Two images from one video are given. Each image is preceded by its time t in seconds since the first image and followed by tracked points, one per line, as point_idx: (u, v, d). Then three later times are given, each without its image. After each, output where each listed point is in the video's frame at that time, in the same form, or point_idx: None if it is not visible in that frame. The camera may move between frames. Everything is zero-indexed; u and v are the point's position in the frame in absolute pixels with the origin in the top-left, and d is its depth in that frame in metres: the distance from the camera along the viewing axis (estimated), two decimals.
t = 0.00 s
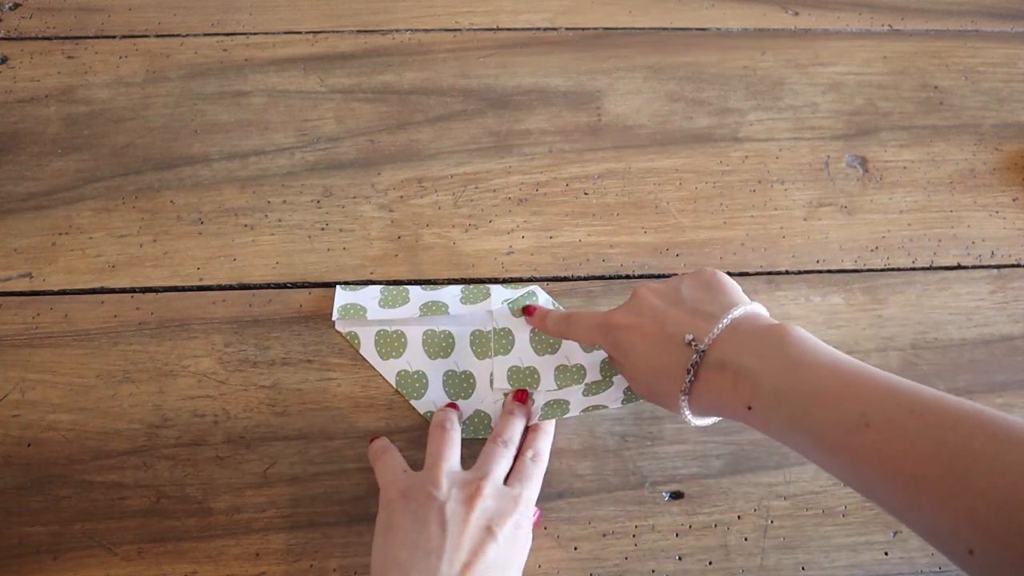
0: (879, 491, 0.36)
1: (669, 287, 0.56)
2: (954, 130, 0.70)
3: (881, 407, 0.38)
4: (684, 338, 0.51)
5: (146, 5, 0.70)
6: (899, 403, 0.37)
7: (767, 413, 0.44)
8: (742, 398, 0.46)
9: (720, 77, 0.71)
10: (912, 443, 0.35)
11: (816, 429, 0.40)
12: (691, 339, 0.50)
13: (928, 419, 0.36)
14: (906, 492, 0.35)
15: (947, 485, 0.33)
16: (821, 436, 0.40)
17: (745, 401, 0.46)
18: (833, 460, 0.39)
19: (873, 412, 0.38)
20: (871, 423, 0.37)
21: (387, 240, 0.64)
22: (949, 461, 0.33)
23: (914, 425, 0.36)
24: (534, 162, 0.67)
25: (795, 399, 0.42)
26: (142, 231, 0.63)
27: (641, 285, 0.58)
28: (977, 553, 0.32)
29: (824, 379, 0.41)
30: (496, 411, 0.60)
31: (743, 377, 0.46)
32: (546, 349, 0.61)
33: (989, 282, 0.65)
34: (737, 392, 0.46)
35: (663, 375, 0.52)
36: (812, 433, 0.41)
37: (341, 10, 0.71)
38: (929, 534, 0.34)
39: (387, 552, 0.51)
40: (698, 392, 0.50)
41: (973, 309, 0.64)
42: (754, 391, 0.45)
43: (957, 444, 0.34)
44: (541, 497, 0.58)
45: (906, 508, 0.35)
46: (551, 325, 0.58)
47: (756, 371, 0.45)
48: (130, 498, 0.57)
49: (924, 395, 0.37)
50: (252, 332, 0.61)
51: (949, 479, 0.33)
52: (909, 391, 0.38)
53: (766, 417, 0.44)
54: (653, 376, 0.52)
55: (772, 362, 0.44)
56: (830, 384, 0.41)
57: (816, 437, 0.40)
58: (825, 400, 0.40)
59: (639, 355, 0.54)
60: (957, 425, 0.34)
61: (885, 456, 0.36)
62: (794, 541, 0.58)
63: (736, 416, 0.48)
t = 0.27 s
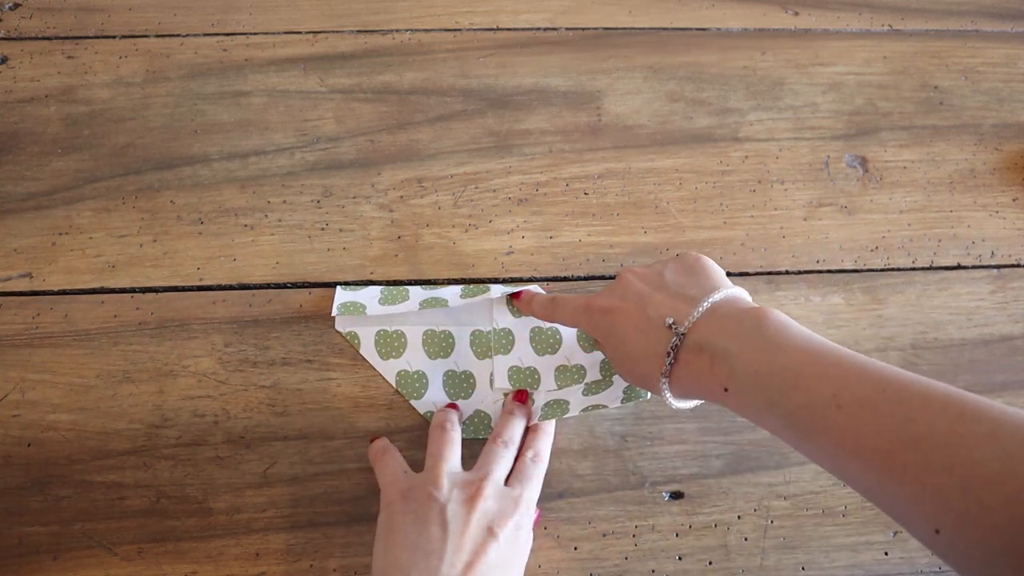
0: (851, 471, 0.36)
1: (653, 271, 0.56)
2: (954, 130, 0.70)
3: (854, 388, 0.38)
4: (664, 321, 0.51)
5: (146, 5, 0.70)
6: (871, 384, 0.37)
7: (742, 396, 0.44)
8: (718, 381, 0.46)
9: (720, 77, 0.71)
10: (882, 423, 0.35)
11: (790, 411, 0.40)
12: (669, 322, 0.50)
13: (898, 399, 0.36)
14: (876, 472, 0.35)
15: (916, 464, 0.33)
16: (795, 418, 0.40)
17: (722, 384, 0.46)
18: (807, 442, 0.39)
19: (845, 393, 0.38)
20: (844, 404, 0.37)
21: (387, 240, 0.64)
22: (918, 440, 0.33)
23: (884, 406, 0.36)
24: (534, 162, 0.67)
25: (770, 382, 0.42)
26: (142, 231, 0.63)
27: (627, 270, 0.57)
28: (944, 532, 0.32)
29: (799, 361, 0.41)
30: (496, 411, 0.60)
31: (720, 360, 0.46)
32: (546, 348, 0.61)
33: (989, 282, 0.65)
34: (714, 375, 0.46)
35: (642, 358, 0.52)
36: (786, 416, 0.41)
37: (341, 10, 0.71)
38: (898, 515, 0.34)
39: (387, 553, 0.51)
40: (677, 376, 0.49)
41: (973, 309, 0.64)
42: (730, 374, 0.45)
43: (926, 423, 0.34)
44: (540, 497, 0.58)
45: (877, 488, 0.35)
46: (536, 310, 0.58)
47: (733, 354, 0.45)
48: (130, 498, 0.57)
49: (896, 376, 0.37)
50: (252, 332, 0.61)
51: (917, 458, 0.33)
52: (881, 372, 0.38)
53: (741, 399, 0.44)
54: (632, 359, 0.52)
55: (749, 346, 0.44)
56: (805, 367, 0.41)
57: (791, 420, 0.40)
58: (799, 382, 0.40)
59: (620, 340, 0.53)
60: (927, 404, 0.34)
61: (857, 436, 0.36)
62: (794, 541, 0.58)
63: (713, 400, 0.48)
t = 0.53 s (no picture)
0: (850, 469, 0.36)
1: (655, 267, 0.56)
2: (954, 130, 0.70)
3: (852, 386, 0.38)
4: (665, 317, 0.51)
5: (146, 5, 0.70)
6: (870, 381, 0.37)
7: (743, 393, 0.44)
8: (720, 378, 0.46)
9: (720, 77, 0.71)
10: (881, 421, 0.35)
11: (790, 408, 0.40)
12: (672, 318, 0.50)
13: (897, 395, 0.35)
14: (875, 470, 0.35)
15: (914, 462, 0.33)
16: (795, 416, 0.40)
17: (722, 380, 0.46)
18: (807, 439, 0.39)
19: (844, 390, 0.38)
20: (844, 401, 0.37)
21: (387, 240, 0.64)
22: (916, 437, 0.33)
23: (884, 403, 0.36)
24: (534, 162, 0.67)
25: (770, 379, 0.42)
26: (142, 231, 0.63)
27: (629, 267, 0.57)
28: (942, 529, 0.32)
29: (798, 357, 0.41)
30: (496, 411, 0.60)
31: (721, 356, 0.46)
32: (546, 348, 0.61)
33: (989, 282, 0.65)
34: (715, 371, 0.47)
35: (644, 355, 0.52)
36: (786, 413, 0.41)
37: (341, 10, 0.71)
38: (897, 512, 0.34)
39: (388, 553, 0.52)
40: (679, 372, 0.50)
41: (973, 309, 0.64)
42: (731, 371, 0.45)
43: (925, 420, 0.34)
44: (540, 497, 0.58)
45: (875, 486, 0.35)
46: (538, 310, 0.58)
47: (733, 350, 0.45)
48: (130, 498, 0.57)
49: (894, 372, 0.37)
50: (252, 332, 0.61)
51: (916, 455, 0.33)
52: (880, 369, 0.38)
53: (742, 396, 0.44)
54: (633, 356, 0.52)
55: (749, 341, 0.44)
56: (804, 364, 0.41)
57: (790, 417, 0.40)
58: (798, 379, 0.40)
59: (622, 336, 0.53)
60: (925, 401, 0.34)
61: (856, 434, 0.36)
62: (794, 541, 0.58)
63: (714, 396, 0.48)
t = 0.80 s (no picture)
0: (885, 472, 0.36)
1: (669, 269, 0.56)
2: (953, 130, 0.70)
3: (884, 389, 0.37)
4: (686, 320, 0.51)
5: (147, 5, 0.70)
6: (904, 384, 0.37)
7: (772, 395, 0.44)
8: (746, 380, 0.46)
9: (720, 77, 0.71)
10: (916, 424, 0.35)
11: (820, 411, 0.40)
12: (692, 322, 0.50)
13: (931, 399, 0.35)
14: (911, 474, 0.35)
15: (951, 465, 0.33)
16: (826, 419, 0.40)
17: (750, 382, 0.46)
18: (840, 443, 0.39)
19: (877, 394, 0.38)
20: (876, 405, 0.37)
21: (387, 240, 0.64)
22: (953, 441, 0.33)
23: (919, 407, 0.36)
24: (534, 162, 0.67)
25: (799, 382, 0.42)
26: (142, 231, 0.63)
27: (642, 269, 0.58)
28: (981, 534, 0.31)
29: (828, 360, 0.41)
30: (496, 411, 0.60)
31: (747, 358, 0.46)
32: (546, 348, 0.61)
33: (989, 282, 0.65)
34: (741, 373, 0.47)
35: (665, 358, 0.52)
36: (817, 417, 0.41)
37: (341, 10, 0.71)
38: (932, 515, 0.34)
39: (388, 553, 0.51)
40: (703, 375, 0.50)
41: (973, 309, 0.64)
42: (758, 373, 0.45)
43: (960, 424, 0.33)
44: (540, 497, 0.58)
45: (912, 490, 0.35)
46: (554, 315, 0.58)
47: (761, 352, 0.45)
48: (130, 498, 0.57)
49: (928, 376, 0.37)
50: (252, 332, 0.61)
51: (953, 459, 0.33)
52: (913, 372, 0.37)
53: (770, 399, 0.44)
54: (654, 360, 0.52)
55: (776, 343, 0.44)
56: (834, 366, 0.41)
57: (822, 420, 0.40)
58: (829, 381, 0.40)
59: (639, 340, 0.53)
60: (961, 405, 0.34)
61: (890, 438, 0.36)
62: (794, 541, 0.58)
63: (741, 398, 0.48)
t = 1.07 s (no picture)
0: (846, 454, 0.36)
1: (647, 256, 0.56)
2: (954, 130, 0.70)
3: (849, 372, 0.38)
4: (658, 305, 0.51)
5: (146, 5, 0.70)
6: (868, 367, 0.37)
7: (739, 379, 0.44)
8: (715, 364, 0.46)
9: (720, 77, 0.71)
10: (878, 406, 0.35)
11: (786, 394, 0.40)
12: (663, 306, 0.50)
13: (895, 382, 0.36)
14: (873, 456, 0.35)
15: (911, 447, 0.33)
16: (792, 402, 0.40)
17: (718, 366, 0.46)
18: (803, 425, 0.39)
19: (841, 376, 0.38)
20: (841, 387, 0.37)
21: (387, 240, 0.64)
22: (914, 423, 0.33)
23: (882, 389, 0.36)
24: (534, 162, 0.67)
25: (767, 365, 0.42)
26: (142, 231, 0.63)
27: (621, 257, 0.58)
28: (938, 516, 0.32)
29: (795, 343, 0.41)
30: (496, 411, 0.60)
31: (716, 342, 0.46)
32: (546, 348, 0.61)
33: (989, 282, 0.65)
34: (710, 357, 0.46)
35: (640, 344, 0.51)
36: (782, 399, 0.40)
37: (341, 10, 0.71)
38: (892, 497, 0.34)
39: (388, 554, 0.52)
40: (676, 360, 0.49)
41: (972, 309, 0.64)
42: (726, 357, 0.45)
43: (922, 406, 0.34)
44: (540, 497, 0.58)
45: (872, 471, 0.35)
46: (535, 305, 0.58)
47: (730, 336, 0.45)
48: (130, 498, 0.57)
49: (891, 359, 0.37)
50: (252, 332, 0.61)
51: (914, 441, 0.33)
52: (877, 356, 0.38)
53: (738, 382, 0.44)
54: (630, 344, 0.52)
55: (744, 327, 0.44)
56: (801, 349, 0.41)
57: (787, 403, 0.40)
58: (795, 364, 0.40)
59: (616, 326, 0.53)
60: (923, 388, 0.34)
61: (854, 421, 0.36)
62: (794, 541, 0.58)
63: (710, 383, 0.47)
